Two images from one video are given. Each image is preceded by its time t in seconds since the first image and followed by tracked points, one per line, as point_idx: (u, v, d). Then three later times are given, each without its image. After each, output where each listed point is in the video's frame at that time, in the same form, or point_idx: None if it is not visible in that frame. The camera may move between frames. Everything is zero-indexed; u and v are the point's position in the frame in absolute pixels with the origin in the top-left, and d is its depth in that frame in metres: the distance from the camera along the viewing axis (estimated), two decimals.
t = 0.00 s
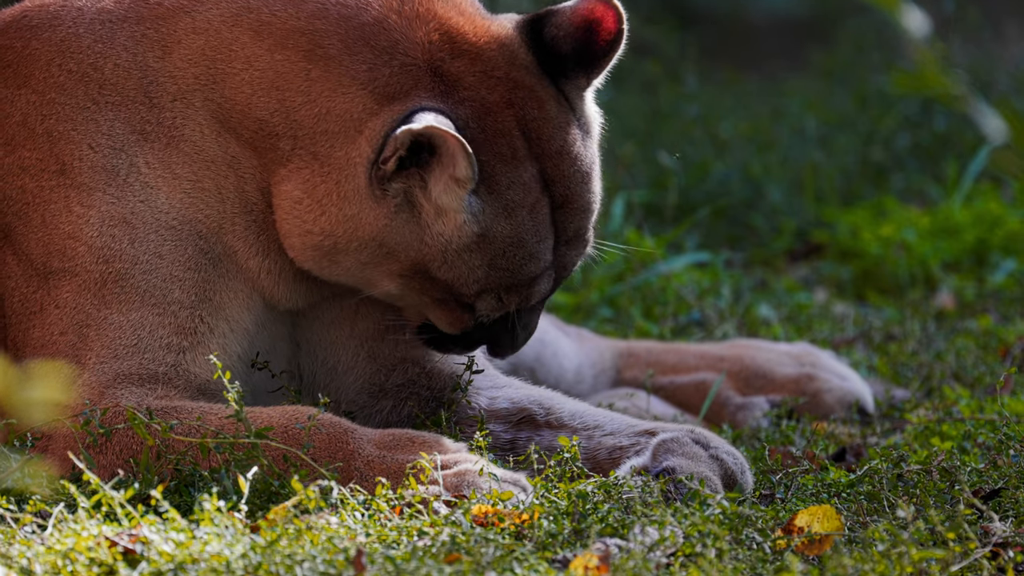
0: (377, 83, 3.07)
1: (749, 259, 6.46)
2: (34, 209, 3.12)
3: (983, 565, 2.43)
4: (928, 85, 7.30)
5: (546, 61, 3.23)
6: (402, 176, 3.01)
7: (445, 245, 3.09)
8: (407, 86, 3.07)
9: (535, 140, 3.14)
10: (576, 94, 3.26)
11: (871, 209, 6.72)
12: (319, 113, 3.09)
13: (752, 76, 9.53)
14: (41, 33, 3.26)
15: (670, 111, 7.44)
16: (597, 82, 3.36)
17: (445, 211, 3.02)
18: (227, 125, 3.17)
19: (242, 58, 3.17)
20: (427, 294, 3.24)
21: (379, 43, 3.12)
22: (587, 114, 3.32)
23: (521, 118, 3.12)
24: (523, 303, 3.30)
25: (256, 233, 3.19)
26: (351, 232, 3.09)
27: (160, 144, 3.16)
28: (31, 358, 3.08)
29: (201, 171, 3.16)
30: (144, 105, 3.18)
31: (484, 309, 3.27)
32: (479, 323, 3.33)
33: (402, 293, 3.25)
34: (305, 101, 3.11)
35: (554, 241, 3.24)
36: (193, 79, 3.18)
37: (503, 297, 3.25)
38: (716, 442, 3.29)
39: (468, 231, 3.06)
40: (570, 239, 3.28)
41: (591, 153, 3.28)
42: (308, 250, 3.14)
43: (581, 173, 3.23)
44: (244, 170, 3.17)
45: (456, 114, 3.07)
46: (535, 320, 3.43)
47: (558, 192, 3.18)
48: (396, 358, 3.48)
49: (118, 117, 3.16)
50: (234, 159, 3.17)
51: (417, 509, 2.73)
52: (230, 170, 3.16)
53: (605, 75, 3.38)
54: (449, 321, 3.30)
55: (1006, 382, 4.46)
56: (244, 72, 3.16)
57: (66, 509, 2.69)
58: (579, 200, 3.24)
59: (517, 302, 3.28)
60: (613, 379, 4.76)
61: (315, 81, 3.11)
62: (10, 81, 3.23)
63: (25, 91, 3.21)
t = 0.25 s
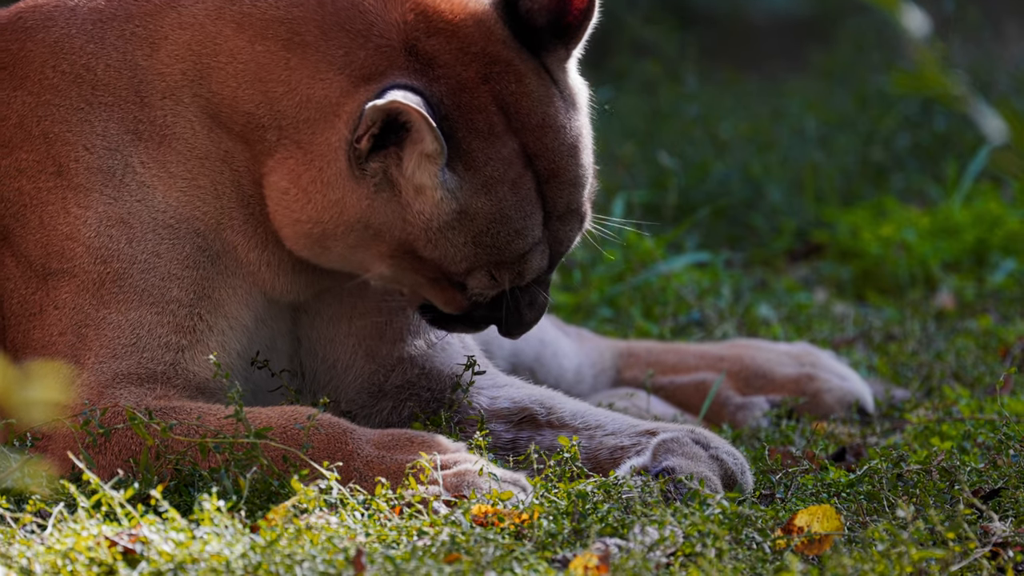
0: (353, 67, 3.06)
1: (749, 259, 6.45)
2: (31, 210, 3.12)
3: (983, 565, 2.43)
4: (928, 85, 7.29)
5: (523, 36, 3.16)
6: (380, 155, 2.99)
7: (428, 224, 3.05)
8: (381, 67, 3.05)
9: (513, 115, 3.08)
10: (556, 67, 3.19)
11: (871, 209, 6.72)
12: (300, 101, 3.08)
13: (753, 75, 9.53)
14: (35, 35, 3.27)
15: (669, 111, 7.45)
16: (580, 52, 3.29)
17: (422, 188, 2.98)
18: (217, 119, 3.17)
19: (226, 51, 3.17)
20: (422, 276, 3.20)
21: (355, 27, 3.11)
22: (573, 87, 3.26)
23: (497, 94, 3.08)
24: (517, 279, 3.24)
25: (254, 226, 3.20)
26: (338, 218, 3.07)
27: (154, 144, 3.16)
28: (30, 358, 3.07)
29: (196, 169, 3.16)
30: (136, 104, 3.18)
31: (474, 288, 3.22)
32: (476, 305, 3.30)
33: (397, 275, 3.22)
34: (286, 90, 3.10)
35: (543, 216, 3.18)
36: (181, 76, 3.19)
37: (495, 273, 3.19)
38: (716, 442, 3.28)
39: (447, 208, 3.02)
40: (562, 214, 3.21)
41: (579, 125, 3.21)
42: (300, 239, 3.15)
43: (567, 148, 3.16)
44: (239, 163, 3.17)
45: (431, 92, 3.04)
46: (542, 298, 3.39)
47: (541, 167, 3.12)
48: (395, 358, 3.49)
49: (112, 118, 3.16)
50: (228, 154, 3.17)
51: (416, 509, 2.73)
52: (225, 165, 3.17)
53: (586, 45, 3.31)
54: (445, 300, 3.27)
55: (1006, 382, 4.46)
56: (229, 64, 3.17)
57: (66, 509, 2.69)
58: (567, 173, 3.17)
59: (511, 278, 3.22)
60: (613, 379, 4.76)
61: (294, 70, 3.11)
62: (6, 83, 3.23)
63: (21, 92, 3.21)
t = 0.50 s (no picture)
0: (329, 45, 3.01)
1: (749, 260, 6.45)
2: (27, 214, 3.13)
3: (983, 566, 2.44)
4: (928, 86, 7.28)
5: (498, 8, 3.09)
6: (354, 130, 2.94)
7: (403, 198, 2.98)
8: (356, 44, 2.99)
9: (490, 89, 3.02)
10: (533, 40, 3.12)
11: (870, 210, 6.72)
12: (279, 84, 3.04)
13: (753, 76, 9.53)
14: (25, 37, 3.25)
15: (669, 112, 7.45)
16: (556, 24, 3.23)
17: (396, 162, 2.93)
18: (203, 112, 3.15)
19: (209, 41, 3.15)
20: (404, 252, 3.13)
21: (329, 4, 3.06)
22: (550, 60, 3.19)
23: (473, 68, 3.02)
24: (496, 255, 3.18)
25: (246, 223, 3.17)
26: (315, 195, 3.00)
27: (145, 143, 3.16)
28: (30, 360, 3.09)
29: (185, 166, 3.15)
30: (124, 103, 3.17)
31: (452, 263, 3.15)
32: (458, 282, 3.24)
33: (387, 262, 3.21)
34: (265, 74, 3.06)
35: (521, 191, 3.12)
36: (166, 70, 3.17)
37: (473, 249, 3.13)
38: (715, 443, 3.28)
39: (422, 181, 2.96)
40: (541, 189, 3.15)
41: (558, 99, 3.14)
42: (282, 222, 3.09)
43: (547, 123, 3.10)
44: (226, 158, 3.15)
45: (405, 67, 2.97)
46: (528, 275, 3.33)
47: (520, 141, 3.06)
48: (392, 358, 3.47)
49: (103, 119, 3.16)
50: (215, 148, 3.15)
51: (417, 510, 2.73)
52: (212, 160, 3.15)
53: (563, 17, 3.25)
54: (426, 275, 3.20)
55: (1006, 384, 4.46)
56: (212, 55, 3.14)
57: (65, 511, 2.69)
58: (546, 148, 3.11)
59: (490, 254, 3.16)
60: (612, 381, 4.75)
61: (272, 53, 3.06)
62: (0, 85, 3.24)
63: (14, 95, 3.21)
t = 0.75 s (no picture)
0: (295, 11, 3.04)
1: (749, 262, 6.45)
2: (18, 216, 3.14)
3: (984, 568, 2.44)
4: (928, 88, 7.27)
5: None
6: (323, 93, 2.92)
7: (379, 155, 2.94)
8: (320, 9, 3.01)
9: (455, 38, 2.98)
10: None
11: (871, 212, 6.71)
12: (251, 56, 3.07)
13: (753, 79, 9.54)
14: (8, 42, 3.27)
15: (668, 114, 7.45)
16: None
17: (363, 120, 2.90)
18: (182, 99, 3.16)
19: (181, 26, 3.17)
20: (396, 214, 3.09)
21: None
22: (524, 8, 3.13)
23: (439, 20, 2.99)
24: (484, 212, 3.10)
25: (236, 207, 3.18)
26: (293, 162, 3.00)
27: (130, 139, 3.16)
28: (27, 362, 3.11)
29: (171, 159, 3.15)
30: (106, 100, 3.18)
31: (441, 222, 3.09)
32: (451, 241, 3.18)
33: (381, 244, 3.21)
34: (236, 50, 3.09)
35: (503, 139, 3.04)
36: (142, 61, 3.18)
37: (460, 205, 3.06)
38: (716, 445, 3.28)
39: (392, 138, 2.92)
40: (525, 136, 3.06)
41: (530, 42, 3.06)
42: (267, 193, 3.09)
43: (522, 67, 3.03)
44: (209, 144, 3.16)
45: (368, 23, 2.96)
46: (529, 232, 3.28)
47: (494, 88, 3.00)
48: (387, 353, 3.45)
49: (88, 118, 3.16)
50: (197, 136, 3.15)
51: (417, 513, 2.73)
52: (196, 149, 3.16)
53: None
54: (416, 236, 3.14)
55: (1006, 386, 4.46)
56: (184, 39, 3.16)
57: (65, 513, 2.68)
58: (525, 94, 3.03)
59: (478, 209, 3.08)
60: (613, 383, 4.75)
61: (241, 27, 3.09)
62: None
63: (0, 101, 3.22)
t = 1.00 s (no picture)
0: (303, 19, 3.06)
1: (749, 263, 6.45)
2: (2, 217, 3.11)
3: (984, 569, 2.44)
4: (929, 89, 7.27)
5: None
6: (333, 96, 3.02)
7: (381, 167, 3.07)
8: (329, 18, 3.05)
9: (466, 56, 3.08)
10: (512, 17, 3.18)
11: (871, 214, 6.71)
12: (252, 60, 3.09)
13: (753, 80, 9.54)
14: None
15: (668, 115, 7.46)
16: None
17: (373, 131, 3.02)
18: (169, 96, 3.18)
19: (174, 25, 3.17)
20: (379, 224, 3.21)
21: None
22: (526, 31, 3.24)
23: (450, 34, 3.07)
24: (475, 229, 3.26)
25: (221, 205, 3.21)
26: (291, 164, 3.08)
27: (113, 138, 3.17)
28: (18, 364, 3.07)
29: (151, 157, 3.17)
30: (91, 98, 3.18)
31: (429, 235, 3.24)
32: (434, 254, 3.33)
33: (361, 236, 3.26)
34: (237, 53, 3.10)
35: (499, 161, 3.19)
36: (132, 60, 3.18)
37: (452, 223, 3.22)
38: (715, 446, 3.28)
39: (399, 150, 3.05)
40: (520, 158, 3.22)
41: (533, 66, 3.21)
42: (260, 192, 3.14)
43: (525, 94, 3.17)
44: (189, 143, 3.18)
45: (381, 31, 3.04)
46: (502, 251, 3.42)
47: (498, 111, 3.14)
48: (379, 347, 3.48)
49: (72, 118, 3.17)
50: (177, 134, 3.18)
51: (417, 514, 2.73)
52: (176, 148, 3.18)
53: None
54: (401, 250, 3.29)
55: (1006, 387, 4.46)
56: (178, 39, 3.16)
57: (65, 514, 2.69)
58: (524, 118, 3.19)
59: (469, 228, 3.25)
60: (613, 384, 4.75)
61: (243, 31, 3.10)
62: None
63: None
